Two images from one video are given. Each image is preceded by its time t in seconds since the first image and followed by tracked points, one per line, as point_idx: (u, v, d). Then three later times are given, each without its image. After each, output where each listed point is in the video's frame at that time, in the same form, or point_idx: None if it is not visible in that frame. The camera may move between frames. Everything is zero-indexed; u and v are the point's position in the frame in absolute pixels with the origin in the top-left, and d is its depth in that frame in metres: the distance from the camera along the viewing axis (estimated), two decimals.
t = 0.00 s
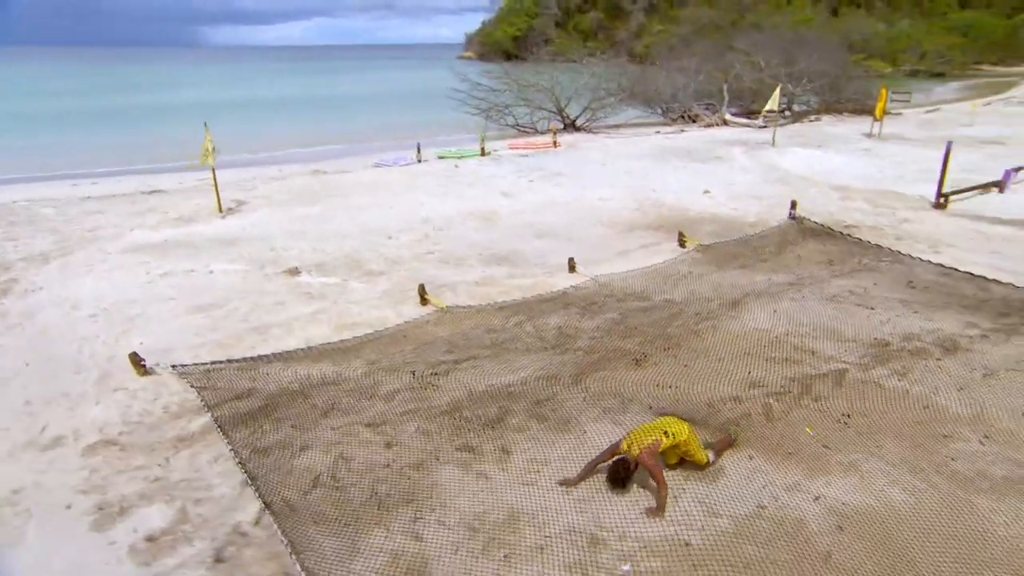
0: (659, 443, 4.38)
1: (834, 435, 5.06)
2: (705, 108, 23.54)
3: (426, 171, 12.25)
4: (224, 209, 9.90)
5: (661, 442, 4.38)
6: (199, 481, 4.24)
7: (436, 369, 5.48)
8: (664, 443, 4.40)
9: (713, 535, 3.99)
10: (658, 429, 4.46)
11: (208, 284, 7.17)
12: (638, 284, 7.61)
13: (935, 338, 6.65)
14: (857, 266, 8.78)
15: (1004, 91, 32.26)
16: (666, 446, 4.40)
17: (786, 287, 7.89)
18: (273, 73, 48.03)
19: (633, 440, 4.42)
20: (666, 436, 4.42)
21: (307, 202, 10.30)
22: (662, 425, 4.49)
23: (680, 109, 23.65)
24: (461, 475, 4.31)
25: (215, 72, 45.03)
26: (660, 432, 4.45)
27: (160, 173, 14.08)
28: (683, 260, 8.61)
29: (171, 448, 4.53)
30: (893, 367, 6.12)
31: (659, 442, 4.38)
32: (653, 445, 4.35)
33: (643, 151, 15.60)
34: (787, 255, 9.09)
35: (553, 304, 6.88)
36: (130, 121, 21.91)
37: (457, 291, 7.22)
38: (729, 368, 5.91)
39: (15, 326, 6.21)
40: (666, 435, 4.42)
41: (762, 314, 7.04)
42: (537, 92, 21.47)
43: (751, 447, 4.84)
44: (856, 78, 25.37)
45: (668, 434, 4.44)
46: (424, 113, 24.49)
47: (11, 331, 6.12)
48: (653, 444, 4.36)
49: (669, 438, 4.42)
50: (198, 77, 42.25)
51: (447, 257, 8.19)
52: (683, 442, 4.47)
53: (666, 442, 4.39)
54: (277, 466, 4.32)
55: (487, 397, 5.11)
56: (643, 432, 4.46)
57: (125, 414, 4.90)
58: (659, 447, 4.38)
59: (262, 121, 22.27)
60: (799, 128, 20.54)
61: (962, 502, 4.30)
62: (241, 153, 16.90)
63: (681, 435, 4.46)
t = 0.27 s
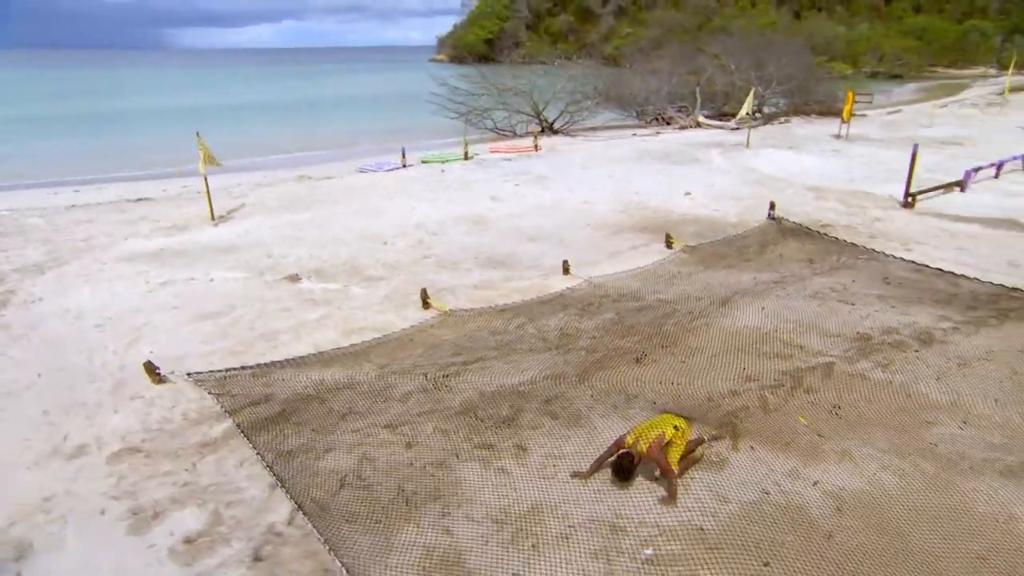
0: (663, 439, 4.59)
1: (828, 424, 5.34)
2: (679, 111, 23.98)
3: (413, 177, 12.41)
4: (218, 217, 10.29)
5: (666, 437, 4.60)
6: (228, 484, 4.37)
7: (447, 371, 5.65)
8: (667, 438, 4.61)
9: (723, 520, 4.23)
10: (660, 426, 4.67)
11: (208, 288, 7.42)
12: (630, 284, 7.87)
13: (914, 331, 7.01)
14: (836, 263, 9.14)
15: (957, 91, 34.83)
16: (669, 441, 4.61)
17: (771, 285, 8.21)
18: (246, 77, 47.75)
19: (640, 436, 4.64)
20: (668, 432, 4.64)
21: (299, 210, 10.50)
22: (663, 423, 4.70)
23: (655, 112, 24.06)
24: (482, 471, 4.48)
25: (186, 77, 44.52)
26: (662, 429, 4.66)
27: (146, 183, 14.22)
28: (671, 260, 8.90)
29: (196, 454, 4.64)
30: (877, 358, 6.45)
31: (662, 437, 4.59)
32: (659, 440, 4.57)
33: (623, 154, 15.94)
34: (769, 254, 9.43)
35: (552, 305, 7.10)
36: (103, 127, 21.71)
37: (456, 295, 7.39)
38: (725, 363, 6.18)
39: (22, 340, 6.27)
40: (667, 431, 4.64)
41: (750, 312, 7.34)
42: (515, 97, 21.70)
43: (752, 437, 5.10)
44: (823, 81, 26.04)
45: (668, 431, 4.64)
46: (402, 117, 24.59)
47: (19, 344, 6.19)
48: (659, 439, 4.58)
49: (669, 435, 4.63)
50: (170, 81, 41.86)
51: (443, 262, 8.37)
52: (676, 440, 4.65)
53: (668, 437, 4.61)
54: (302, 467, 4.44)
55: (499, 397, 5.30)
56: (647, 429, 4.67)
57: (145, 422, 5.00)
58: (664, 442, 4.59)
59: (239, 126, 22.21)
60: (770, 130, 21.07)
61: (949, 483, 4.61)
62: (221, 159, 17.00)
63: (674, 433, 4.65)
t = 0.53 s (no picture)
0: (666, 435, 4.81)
1: (821, 412, 5.62)
2: (655, 113, 24.37)
3: (401, 181, 12.53)
4: (210, 224, 10.31)
5: (669, 433, 4.83)
6: (255, 485, 4.51)
7: (456, 370, 5.81)
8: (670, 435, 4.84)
9: (731, 504, 4.45)
10: (663, 424, 4.91)
11: (209, 296, 7.46)
12: (623, 284, 8.11)
13: (894, 323, 7.34)
14: (817, 260, 9.48)
15: (920, 91, 35.92)
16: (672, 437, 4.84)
17: (756, 282, 8.51)
18: (217, 80, 47.27)
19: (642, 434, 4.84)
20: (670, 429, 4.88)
21: (291, 216, 10.56)
22: (665, 421, 4.94)
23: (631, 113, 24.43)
24: (500, 463, 4.66)
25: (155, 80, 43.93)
26: (665, 426, 4.90)
27: (128, 191, 14.11)
28: (659, 260, 9.17)
29: (218, 456, 4.76)
30: (862, 349, 6.76)
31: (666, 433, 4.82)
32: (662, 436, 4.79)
33: (604, 155, 16.22)
34: (753, 252, 9.75)
35: (550, 306, 7.30)
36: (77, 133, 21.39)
37: (455, 297, 7.56)
38: (719, 358, 6.43)
39: (27, 350, 6.30)
40: (670, 428, 4.88)
41: (739, 308, 7.62)
42: (494, 100, 21.90)
43: (751, 427, 5.35)
44: (794, 81, 26.62)
45: (671, 428, 4.89)
46: (381, 120, 24.64)
47: (25, 354, 6.22)
48: (662, 435, 4.79)
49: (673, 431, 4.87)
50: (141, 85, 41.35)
51: (438, 265, 8.52)
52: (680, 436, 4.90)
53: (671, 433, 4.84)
54: (325, 464, 4.57)
55: (508, 394, 5.47)
56: (649, 428, 4.89)
57: (163, 427, 5.10)
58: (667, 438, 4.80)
59: (217, 131, 22.08)
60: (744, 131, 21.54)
61: (936, 464, 4.91)
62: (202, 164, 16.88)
63: (678, 431, 4.91)
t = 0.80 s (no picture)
0: (659, 432, 4.93)
1: (812, 397, 5.91)
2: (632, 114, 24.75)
3: (391, 184, 12.65)
4: (203, 228, 10.35)
5: (662, 430, 4.94)
6: (279, 480, 4.68)
7: (463, 367, 6.00)
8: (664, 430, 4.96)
9: (733, 486, 4.71)
10: (657, 420, 5.02)
11: (211, 300, 7.55)
12: (615, 282, 8.36)
13: (875, 314, 7.69)
14: (799, 255, 9.84)
15: (885, 91, 36.83)
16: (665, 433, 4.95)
17: (743, 278, 8.82)
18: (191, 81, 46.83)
19: (637, 428, 4.99)
20: (664, 425, 4.98)
21: (284, 220, 10.64)
22: (660, 416, 5.05)
23: (610, 115, 24.78)
24: (514, 453, 4.86)
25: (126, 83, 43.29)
26: (659, 422, 5.01)
27: (113, 196, 14.02)
28: (649, 258, 9.45)
29: (240, 454, 4.92)
30: (846, 338, 7.09)
31: (659, 430, 4.94)
32: (655, 432, 4.92)
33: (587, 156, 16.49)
34: (737, 249, 10.08)
35: (547, 304, 7.53)
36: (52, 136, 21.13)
37: (455, 297, 7.75)
38: (713, 350, 6.71)
39: (35, 356, 6.36)
40: (664, 423, 4.99)
41: (728, 302, 7.92)
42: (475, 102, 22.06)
43: (748, 414, 5.63)
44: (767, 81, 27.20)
45: (665, 423, 4.99)
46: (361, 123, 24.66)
47: (33, 360, 6.28)
48: (655, 432, 4.92)
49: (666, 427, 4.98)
50: (112, 86, 40.79)
51: (435, 266, 8.69)
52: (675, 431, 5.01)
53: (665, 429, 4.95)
54: (345, 458, 4.74)
55: (516, 388, 5.68)
56: (643, 423, 5.02)
57: (182, 427, 5.24)
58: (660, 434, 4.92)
59: (196, 134, 21.92)
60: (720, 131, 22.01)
61: (920, 443, 5.23)
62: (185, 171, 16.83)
63: (674, 425, 5.02)
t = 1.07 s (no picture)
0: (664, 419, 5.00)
1: (804, 384, 6.19)
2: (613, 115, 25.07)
3: (382, 186, 12.76)
4: (198, 232, 10.40)
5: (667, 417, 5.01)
6: (302, 473, 4.86)
7: (470, 362, 6.19)
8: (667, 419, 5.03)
9: (735, 467, 4.96)
10: (664, 406, 5.09)
11: (215, 302, 7.65)
12: (610, 279, 8.60)
13: (859, 306, 8.03)
14: (784, 251, 10.16)
15: (856, 91, 37.44)
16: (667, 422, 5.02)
17: (732, 274, 9.12)
18: (166, 82, 46.23)
19: (642, 415, 5.05)
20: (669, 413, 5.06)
21: (278, 222, 10.71)
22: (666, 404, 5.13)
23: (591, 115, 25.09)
24: (527, 441, 5.07)
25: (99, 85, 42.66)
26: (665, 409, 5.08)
27: (100, 200, 13.94)
28: (640, 256, 9.70)
29: (261, 449, 5.08)
30: (833, 328, 7.40)
31: (664, 417, 5.00)
32: (659, 420, 4.98)
33: (573, 157, 16.73)
34: (724, 246, 10.38)
35: (546, 301, 7.74)
36: (31, 140, 20.87)
37: (455, 296, 7.93)
38: (708, 342, 6.98)
39: (45, 359, 6.43)
40: (669, 411, 5.07)
41: (719, 296, 8.20)
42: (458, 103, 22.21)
43: (745, 401, 5.89)
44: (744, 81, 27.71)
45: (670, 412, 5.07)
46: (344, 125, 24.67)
47: (43, 364, 6.35)
48: (659, 419, 4.98)
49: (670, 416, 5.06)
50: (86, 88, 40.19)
51: (433, 266, 8.86)
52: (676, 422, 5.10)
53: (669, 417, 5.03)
54: (366, 449, 4.91)
55: (523, 382, 5.89)
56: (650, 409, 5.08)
57: (201, 424, 5.38)
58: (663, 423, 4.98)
59: (178, 138, 21.78)
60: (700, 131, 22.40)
61: (907, 424, 5.54)
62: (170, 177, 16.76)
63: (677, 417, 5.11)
